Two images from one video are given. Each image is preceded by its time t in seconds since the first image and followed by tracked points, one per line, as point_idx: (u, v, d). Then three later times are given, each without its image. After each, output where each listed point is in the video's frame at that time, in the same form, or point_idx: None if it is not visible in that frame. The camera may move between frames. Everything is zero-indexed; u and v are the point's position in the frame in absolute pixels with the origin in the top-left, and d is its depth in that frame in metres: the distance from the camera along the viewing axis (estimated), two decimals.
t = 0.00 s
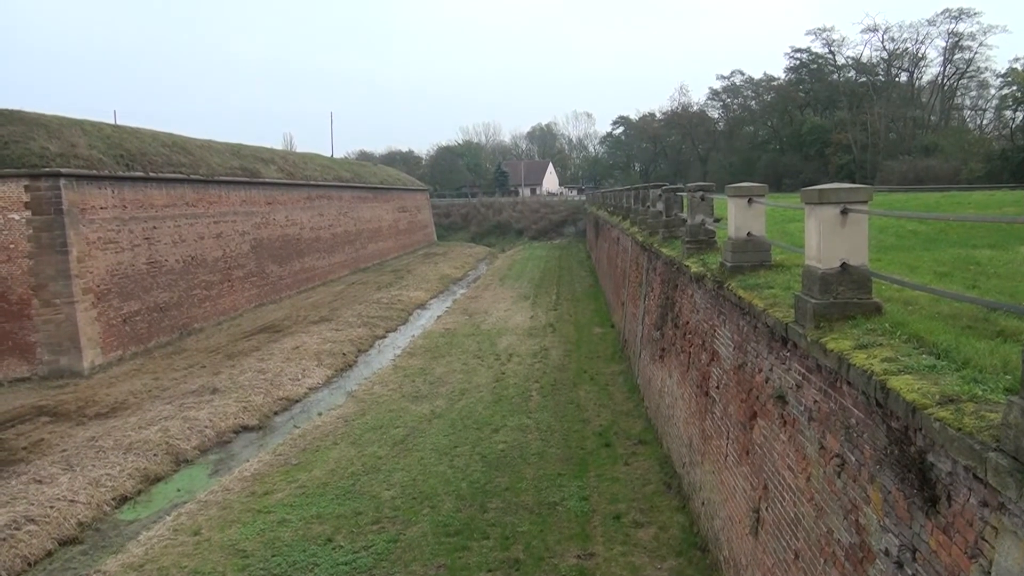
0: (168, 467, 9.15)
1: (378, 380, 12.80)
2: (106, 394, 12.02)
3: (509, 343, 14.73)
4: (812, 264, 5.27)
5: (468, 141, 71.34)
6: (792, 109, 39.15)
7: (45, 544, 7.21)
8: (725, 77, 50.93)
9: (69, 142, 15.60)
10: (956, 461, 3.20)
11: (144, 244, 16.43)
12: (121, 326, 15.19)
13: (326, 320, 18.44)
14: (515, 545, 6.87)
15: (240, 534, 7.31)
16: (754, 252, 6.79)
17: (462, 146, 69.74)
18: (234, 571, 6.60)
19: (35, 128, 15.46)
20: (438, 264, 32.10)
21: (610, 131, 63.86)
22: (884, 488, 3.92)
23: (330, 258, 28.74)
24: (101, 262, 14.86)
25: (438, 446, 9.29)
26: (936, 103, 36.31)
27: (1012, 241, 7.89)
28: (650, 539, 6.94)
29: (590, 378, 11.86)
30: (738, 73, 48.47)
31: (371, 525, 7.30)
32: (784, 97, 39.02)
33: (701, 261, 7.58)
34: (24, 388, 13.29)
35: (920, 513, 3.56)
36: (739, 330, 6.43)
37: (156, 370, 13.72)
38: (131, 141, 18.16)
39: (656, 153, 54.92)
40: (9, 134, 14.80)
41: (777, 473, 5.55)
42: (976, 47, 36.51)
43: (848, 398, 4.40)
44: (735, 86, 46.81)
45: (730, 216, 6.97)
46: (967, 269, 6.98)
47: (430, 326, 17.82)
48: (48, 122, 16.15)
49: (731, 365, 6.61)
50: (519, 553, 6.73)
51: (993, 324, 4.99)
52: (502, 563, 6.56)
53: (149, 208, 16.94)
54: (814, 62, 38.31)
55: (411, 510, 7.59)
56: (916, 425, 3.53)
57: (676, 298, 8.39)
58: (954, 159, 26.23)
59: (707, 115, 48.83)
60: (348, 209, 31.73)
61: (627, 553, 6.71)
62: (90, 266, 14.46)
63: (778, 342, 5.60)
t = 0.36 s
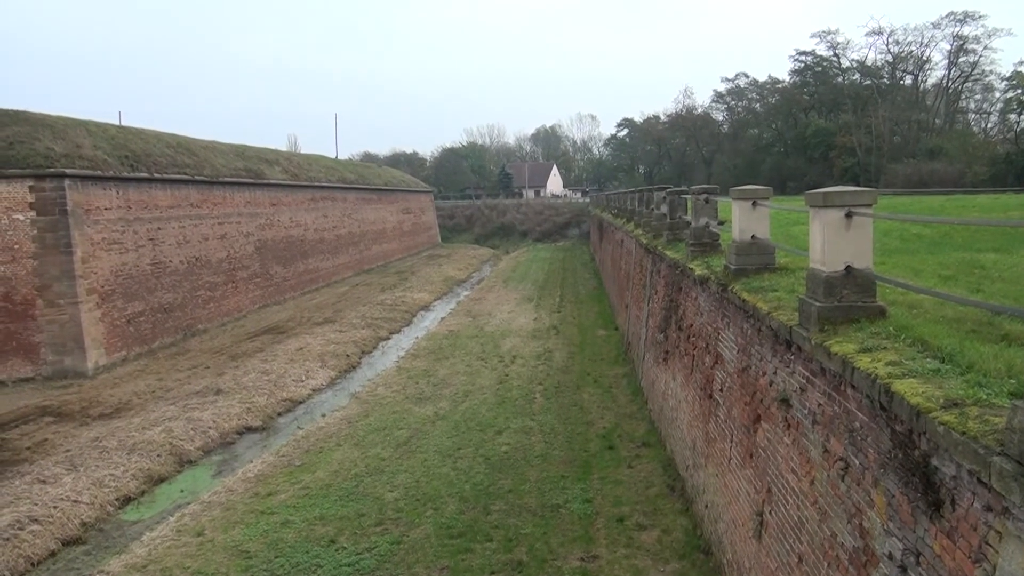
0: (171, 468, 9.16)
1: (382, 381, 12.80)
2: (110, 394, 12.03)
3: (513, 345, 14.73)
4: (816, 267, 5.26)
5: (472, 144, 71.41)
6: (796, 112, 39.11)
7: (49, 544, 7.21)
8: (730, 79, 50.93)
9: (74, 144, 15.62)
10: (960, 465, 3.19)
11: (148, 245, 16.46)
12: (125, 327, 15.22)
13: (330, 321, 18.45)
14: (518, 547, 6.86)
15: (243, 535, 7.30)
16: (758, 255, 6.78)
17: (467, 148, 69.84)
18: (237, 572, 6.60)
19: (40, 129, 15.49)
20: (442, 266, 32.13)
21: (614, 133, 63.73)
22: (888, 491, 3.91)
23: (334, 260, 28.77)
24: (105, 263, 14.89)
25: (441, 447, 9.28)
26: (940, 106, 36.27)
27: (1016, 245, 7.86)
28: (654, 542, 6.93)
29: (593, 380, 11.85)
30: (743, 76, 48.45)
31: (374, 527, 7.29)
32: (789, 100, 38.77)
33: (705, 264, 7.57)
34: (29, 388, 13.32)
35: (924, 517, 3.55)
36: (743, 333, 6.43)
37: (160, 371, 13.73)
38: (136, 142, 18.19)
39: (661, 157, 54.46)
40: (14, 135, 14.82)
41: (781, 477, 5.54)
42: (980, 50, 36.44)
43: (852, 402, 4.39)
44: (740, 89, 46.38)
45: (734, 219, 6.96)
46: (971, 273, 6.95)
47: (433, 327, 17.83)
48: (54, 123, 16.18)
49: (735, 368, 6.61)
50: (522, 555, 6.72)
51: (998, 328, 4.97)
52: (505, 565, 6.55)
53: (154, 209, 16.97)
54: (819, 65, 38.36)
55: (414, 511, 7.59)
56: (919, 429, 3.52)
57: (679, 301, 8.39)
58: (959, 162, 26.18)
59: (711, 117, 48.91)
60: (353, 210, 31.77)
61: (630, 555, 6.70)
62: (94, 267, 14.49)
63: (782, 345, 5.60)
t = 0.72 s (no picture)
0: (176, 471, 9.16)
1: (386, 384, 12.79)
2: (115, 397, 12.05)
3: (518, 347, 14.73)
4: (821, 269, 5.25)
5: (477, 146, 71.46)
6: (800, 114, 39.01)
7: (54, 547, 7.22)
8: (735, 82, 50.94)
9: (80, 147, 15.65)
10: (966, 468, 3.18)
11: (153, 248, 16.49)
12: (130, 330, 15.24)
13: (336, 324, 18.47)
14: (523, 550, 6.85)
15: (248, 538, 7.31)
16: (763, 257, 6.76)
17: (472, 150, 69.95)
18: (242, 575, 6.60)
19: (45, 133, 15.53)
20: (447, 268, 32.14)
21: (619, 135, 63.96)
22: (893, 494, 3.90)
23: (339, 262, 28.80)
24: (110, 266, 14.91)
25: (446, 450, 9.28)
26: (945, 107, 36.19)
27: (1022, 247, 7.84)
28: (659, 545, 6.91)
29: (598, 383, 11.83)
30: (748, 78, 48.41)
31: (379, 530, 7.29)
32: (794, 102, 38.58)
33: (710, 266, 7.56)
34: (34, 391, 13.33)
35: (930, 520, 3.53)
36: (748, 335, 6.43)
37: (165, 374, 13.74)
38: (141, 146, 18.23)
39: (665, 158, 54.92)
40: (20, 138, 14.87)
41: (787, 479, 5.53)
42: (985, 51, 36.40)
43: (857, 405, 4.39)
44: (744, 91, 46.92)
45: (739, 221, 6.94)
46: (977, 275, 6.94)
47: (438, 330, 17.84)
48: (59, 127, 16.23)
49: (740, 371, 6.61)
50: (527, 558, 6.71)
51: (1003, 331, 4.96)
52: (510, 568, 6.55)
53: (159, 213, 17.00)
54: (824, 66, 38.47)
55: (419, 514, 7.58)
56: (925, 431, 3.51)
57: (684, 303, 8.40)
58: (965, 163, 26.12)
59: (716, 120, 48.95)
60: (357, 213, 31.81)
61: (635, 558, 6.69)
62: (99, 270, 14.51)
63: (787, 348, 5.59)
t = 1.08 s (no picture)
0: (180, 478, 9.12)
1: (391, 390, 12.73)
2: (118, 403, 12.01)
3: (523, 353, 14.67)
4: (829, 273, 5.20)
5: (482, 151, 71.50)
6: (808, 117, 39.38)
7: (55, 555, 7.17)
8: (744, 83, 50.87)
9: (83, 151, 15.66)
10: (976, 474, 3.11)
11: (156, 253, 16.48)
12: (133, 335, 15.23)
13: (340, 330, 18.43)
14: (529, 557, 6.78)
15: (252, 545, 7.25)
16: (771, 262, 6.71)
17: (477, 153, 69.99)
18: None
19: (47, 138, 15.54)
20: (451, 273, 32.10)
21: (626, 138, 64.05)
22: (903, 500, 3.82)
23: (343, 267, 28.81)
24: (113, 271, 14.91)
25: (452, 456, 9.22)
26: (954, 110, 36.09)
27: None
28: (666, 553, 6.83)
29: (605, 389, 11.76)
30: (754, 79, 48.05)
31: (384, 537, 7.23)
32: (801, 105, 38.94)
33: (717, 270, 7.49)
34: (37, 398, 13.33)
35: (940, 527, 3.46)
36: (757, 340, 6.38)
37: (169, 380, 13.70)
38: (143, 150, 18.24)
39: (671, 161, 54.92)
40: (21, 143, 14.88)
41: (795, 486, 5.46)
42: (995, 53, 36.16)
43: (867, 411, 4.32)
44: (751, 93, 46.78)
45: (747, 225, 6.87)
46: (987, 279, 6.87)
47: (444, 335, 17.79)
48: (61, 131, 16.26)
49: (748, 377, 6.56)
50: (533, 565, 6.64)
51: (1015, 335, 4.89)
52: None
53: (162, 217, 17.01)
54: (832, 69, 38.45)
55: (425, 521, 7.52)
56: (935, 437, 3.45)
57: (690, 308, 8.34)
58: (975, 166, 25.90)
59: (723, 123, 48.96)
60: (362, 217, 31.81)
61: (642, 566, 6.61)
62: (102, 276, 14.51)
63: (796, 353, 5.53)
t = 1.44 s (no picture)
0: (169, 495, 8.84)
1: (392, 403, 12.40)
2: (103, 416, 11.75)
3: (529, 363, 14.35)
4: (852, 280, 4.88)
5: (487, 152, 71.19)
6: (829, 116, 35.61)
7: None
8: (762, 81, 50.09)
9: (67, 153, 15.51)
10: (1011, 493, 2.81)
11: (145, 259, 16.30)
12: (121, 345, 15.04)
13: (338, 339, 18.18)
14: None
15: (244, 565, 6.96)
16: (790, 268, 6.39)
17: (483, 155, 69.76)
18: None
19: (29, 138, 15.35)
20: (455, 280, 31.79)
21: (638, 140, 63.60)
22: (932, 520, 3.50)
23: (342, 274, 28.64)
24: (100, 277, 14.73)
25: (455, 472, 8.90)
26: (985, 107, 35.02)
27: None
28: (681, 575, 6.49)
29: (616, 402, 11.41)
30: (773, 78, 46.29)
31: (383, 557, 6.91)
32: (823, 103, 35.42)
33: (733, 277, 7.16)
34: (16, 410, 13.11)
35: (972, 550, 3.14)
36: (775, 351, 6.06)
37: (158, 392, 13.45)
38: (132, 152, 18.01)
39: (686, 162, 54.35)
40: (3, 143, 14.68)
41: (817, 505, 5.12)
42: None
43: (892, 425, 4.00)
44: (769, 92, 45.30)
45: (764, 230, 6.53)
46: (1019, 286, 6.52)
47: (447, 345, 17.48)
48: (45, 131, 16.09)
49: (767, 389, 6.22)
50: None
51: None
52: None
53: (152, 221, 16.82)
54: (854, 66, 36.46)
55: (426, 540, 7.21)
56: (965, 454, 3.14)
57: (705, 317, 8.02)
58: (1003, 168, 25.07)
59: (739, 122, 48.07)
60: (361, 221, 31.62)
61: None
62: (88, 282, 14.32)
63: (816, 364, 5.21)
